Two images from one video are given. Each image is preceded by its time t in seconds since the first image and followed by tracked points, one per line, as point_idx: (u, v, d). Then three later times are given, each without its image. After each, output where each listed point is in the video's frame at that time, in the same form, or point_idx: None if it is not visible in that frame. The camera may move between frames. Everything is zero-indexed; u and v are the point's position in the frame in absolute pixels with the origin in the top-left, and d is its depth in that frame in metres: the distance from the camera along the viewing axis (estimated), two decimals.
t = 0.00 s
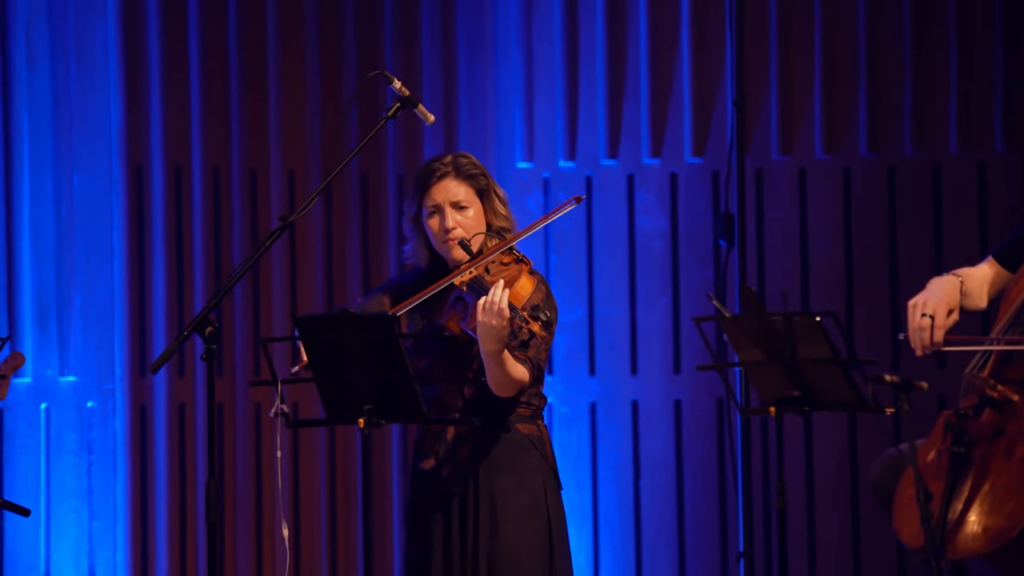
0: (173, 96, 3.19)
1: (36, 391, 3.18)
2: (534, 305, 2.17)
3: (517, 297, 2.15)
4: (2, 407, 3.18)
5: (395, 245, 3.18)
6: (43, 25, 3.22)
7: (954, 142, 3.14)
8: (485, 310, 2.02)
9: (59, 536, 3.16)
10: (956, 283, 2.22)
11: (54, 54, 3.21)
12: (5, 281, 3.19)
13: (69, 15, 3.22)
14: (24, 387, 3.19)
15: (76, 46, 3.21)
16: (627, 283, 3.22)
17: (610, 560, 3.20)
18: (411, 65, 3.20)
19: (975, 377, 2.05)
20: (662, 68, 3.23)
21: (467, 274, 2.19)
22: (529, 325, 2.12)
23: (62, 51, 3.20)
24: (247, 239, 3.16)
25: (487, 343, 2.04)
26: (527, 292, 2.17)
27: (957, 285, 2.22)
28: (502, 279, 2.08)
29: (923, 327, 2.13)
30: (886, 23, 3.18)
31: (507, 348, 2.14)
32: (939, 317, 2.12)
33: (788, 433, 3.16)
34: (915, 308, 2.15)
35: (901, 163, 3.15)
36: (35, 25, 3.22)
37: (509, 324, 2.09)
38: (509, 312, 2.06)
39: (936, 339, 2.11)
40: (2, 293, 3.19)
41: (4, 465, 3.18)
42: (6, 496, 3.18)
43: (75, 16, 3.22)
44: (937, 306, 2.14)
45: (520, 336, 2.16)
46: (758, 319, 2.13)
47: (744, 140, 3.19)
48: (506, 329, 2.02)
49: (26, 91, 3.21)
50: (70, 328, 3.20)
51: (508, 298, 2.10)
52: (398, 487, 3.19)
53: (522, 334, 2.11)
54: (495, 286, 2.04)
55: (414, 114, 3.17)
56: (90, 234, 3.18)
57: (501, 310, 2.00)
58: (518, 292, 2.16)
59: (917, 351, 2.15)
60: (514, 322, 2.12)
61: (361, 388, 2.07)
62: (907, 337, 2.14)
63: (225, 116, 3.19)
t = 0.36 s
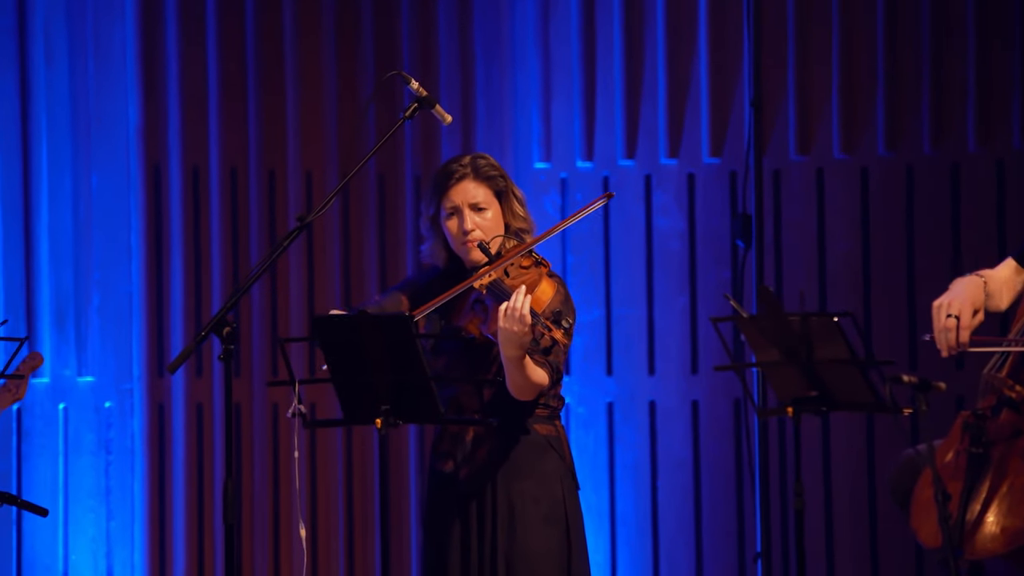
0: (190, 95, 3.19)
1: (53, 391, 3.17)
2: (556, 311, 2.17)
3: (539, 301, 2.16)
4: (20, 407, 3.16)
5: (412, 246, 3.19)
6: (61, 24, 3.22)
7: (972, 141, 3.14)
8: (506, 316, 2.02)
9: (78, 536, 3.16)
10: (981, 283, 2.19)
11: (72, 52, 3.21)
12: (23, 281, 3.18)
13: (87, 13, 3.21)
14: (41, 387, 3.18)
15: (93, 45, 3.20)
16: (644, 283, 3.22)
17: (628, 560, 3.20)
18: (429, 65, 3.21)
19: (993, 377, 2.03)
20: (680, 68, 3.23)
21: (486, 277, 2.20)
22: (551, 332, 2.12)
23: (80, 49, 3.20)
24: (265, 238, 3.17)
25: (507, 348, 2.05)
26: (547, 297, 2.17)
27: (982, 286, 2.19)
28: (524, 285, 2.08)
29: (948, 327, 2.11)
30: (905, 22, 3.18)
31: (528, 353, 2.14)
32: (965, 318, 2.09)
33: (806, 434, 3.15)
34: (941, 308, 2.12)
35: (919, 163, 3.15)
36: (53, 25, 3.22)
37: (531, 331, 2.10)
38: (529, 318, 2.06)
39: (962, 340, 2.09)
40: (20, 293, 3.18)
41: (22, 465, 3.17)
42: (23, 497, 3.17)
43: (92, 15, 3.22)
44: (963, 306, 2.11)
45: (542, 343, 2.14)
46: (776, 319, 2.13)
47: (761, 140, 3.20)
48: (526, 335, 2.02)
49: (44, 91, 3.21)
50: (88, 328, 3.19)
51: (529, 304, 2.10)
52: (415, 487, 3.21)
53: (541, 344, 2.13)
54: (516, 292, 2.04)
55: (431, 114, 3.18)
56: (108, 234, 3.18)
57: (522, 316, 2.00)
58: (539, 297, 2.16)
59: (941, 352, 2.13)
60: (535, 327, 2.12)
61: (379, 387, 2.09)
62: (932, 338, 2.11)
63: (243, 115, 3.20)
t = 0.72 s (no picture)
0: (208, 94, 3.21)
1: (71, 391, 3.19)
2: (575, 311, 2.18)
3: (558, 303, 2.16)
4: (38, 407, 3.18)
5: (429, 246, 3.21)
6: (78, 25, 3.24)
7: (989, 142, 3.13)
8: (527, 318, 2.03)
9: (96, 535, 3.18)
10: (1004, 283, 2.18)
11: (90, 52, 3.22)
12: (41, 281, 3.20)
13: (105, 13, 3.23)
14: (59, 386, 3.20)
15: (111, 45, 3.22)
16: (661, 283, 3.22)
17: (645, 560, 3.20)
18: (445, 64, 3.22)
19: (1011, 377, 2.02)
20: (696, 68, 3.23)
21: (505, 277, 2.20)
22: (572, 335, 2.14)
23: (98, 49, 3.22)
24: (281, 241, 3.19)
25: (527, 350, 2.06)
26: (567, 299, 2.18)
27: (1005, 285, 2.18)
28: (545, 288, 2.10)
29: (972, 328, 2.09)
30: (922, 22, 3.18)
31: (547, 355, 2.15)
32: (990, 319, 2.08)
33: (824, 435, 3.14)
34: (965, 308, 2.10)
35: (936, 163, 3.16)
36: (71, 26, 3.23)
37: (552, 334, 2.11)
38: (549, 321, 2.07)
39: (987, 340, 2.07)
40: (38, 293, 3.20)
41: (40, 464, 3.19)
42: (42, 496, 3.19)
43: (109, 16, 3.23)
44: (988, 306, 2.09)
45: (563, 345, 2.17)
46: (794, 319, 2.13)
47: (779, 140, 3.20)
48: (547, 337, 2.04)
49: (62, 92, 3.22)
50: (106, 327, 3.21)
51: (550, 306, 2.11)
52: (433, 486, 3.21)
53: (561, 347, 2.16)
54: (536, 294, 2.05)
55: (448, 114, 3.19)
56: (125, 234, 3.20)
57: (543, 318, 2.02)
58: (558, 299, 2.16)
59: (966, 353, 2.11)
60: (556, 330, 2.14)
61: (396, 387, 2.10)
62: (957, 338, 2.10)
63: (260, 115, 3.21)
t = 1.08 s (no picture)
0: (226, 94, 3.21)
1: (90, 390, 3.20)
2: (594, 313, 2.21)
3: (576, 305, 2.17)
4: (57, 406, 3.20)
5: (446, 246, 3.22)
6: (97, 25, 3.24)
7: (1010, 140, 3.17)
8: (544, 322, 2.04)
9: (114, 535, 3.19)
10: None
11: (109, 50, 3.23)
12: (60, 280, 3.21)
13: (123, 12, 3.24)
14: (78, 386, 3.21)
15: (129, 45, 3.23)
16: (679, 282, 3.22)
17: (663, 560, 3.20)
18: (462, 62, 3.23)
19: None
20: (714, 67, 3.24)
21: (523, 279, 2.21)
22: (590, 338, 2.17)
23: (116, 48, 3.23)
24: (300, 238, 3.19)
25: (544, 353, 2.08)
26: (584, 301, 2.19)
27: None
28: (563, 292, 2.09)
29: (997, 329, 2.08)
30: (941, 22, 3.20)
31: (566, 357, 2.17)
32: (1015, 320, 2.07)
33: (841, 435, 3.13)
34: (989, 309, 2.10)
35: (954, 163, 3.18)
36: (90, 25, 3.24)
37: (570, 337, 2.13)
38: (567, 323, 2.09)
39: (1012, 341, 2.06)
40: (57, 292, 3.21)
41: (58, 464, 3.20)
42: (61, 496, 3.20)
43: (128, 15, 3.24)
44: (1012, 307, 2.08)
45: (581, 348, 2.18)
46: (811, 318, 2.14)
47: (798, 139, 3.21)
48: (564, 340, 2.05)
49: (81, 91, 3.23)
50: (124, 327, 3.22)
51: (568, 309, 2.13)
52: (450, 486, 3.23)
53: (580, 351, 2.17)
54: (554, 297, 2.06)
55: (466, 113, 3.21)
56: (144, 235, 3.21)
57: (561, 321, 2.03)
58: (576, 301, 2.17)
59: (990, 354, 2.10)
60: (573, 334, 2.16)
61: (416, 386, 2.12)
62: (981, 339, 2.09)
63: (278, 115, 3.22)
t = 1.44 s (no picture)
0: (258, 95, 3.24)
1: (123, 390, 3.22)
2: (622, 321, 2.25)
3: (605, 314, 2.20)
4: (89, 406, 3.21)
5: (476, 247, 3.25)
6: (129, 24, 3.25)
7: None
8: (569, 331, 2.08)
9: (147, 535, 3.21)
10: None
11: (141, 50, 3.24)
12: (91, 281, 3.22)
13: (155, 11, 3.24)
14: (111, 386, 3.22)
15: (161, 44, 3.24)
16: (711, 283, 3.23)
17: (694, 560, 3.20)
18: (493, 62, 3.25)
19: None
20: (745, 67, 3.25)
21: (552, 286, 2.23)
22: (616, 351, 2.19)
23: (148, 47, 3.24)
24: (331, 239, 3.23)
25: (572, 363, 2.11)
26: (612, 308, 2.21)
27: None
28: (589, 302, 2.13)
29: None
30: (972, 25, 3.25)
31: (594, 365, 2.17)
32: None
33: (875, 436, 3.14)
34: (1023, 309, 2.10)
35: (986, 162, 3.24)
36: (122, 24, 3.24)
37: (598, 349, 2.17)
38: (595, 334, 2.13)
39: None
40: (89, 293, 3.21)
41: (91, 463, 3.22)
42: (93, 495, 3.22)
43: (160, 15, 3.24)
44: None
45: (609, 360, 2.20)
46: (842, 318, 2.14)
47: (829, 139, 3.24)
48: (593, 352, 2.09)
49: (114, 91, 3.23)
50: (156, 326, 3.23)
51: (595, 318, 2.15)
52: (481, 486, 3.25)
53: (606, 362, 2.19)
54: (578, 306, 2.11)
55: (497, 114, 3.22)
56: (176, 234, 3.22)
57: (586, 332, 2.08)
58: (604, 309, 2.19)
59: None
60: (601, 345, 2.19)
61: (444, 386, 2.13)
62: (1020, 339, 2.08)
63: (310, 115, 3.25)
